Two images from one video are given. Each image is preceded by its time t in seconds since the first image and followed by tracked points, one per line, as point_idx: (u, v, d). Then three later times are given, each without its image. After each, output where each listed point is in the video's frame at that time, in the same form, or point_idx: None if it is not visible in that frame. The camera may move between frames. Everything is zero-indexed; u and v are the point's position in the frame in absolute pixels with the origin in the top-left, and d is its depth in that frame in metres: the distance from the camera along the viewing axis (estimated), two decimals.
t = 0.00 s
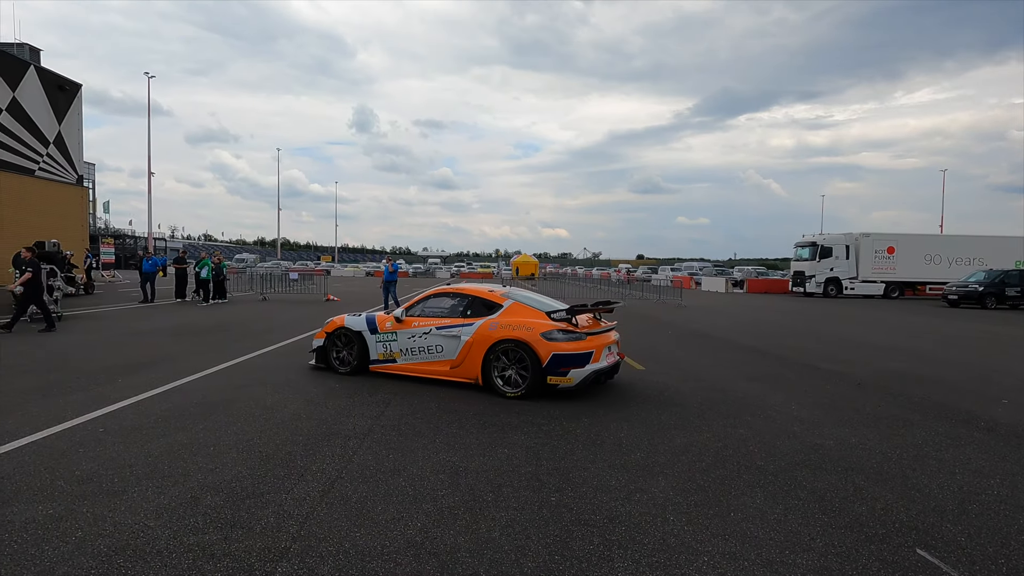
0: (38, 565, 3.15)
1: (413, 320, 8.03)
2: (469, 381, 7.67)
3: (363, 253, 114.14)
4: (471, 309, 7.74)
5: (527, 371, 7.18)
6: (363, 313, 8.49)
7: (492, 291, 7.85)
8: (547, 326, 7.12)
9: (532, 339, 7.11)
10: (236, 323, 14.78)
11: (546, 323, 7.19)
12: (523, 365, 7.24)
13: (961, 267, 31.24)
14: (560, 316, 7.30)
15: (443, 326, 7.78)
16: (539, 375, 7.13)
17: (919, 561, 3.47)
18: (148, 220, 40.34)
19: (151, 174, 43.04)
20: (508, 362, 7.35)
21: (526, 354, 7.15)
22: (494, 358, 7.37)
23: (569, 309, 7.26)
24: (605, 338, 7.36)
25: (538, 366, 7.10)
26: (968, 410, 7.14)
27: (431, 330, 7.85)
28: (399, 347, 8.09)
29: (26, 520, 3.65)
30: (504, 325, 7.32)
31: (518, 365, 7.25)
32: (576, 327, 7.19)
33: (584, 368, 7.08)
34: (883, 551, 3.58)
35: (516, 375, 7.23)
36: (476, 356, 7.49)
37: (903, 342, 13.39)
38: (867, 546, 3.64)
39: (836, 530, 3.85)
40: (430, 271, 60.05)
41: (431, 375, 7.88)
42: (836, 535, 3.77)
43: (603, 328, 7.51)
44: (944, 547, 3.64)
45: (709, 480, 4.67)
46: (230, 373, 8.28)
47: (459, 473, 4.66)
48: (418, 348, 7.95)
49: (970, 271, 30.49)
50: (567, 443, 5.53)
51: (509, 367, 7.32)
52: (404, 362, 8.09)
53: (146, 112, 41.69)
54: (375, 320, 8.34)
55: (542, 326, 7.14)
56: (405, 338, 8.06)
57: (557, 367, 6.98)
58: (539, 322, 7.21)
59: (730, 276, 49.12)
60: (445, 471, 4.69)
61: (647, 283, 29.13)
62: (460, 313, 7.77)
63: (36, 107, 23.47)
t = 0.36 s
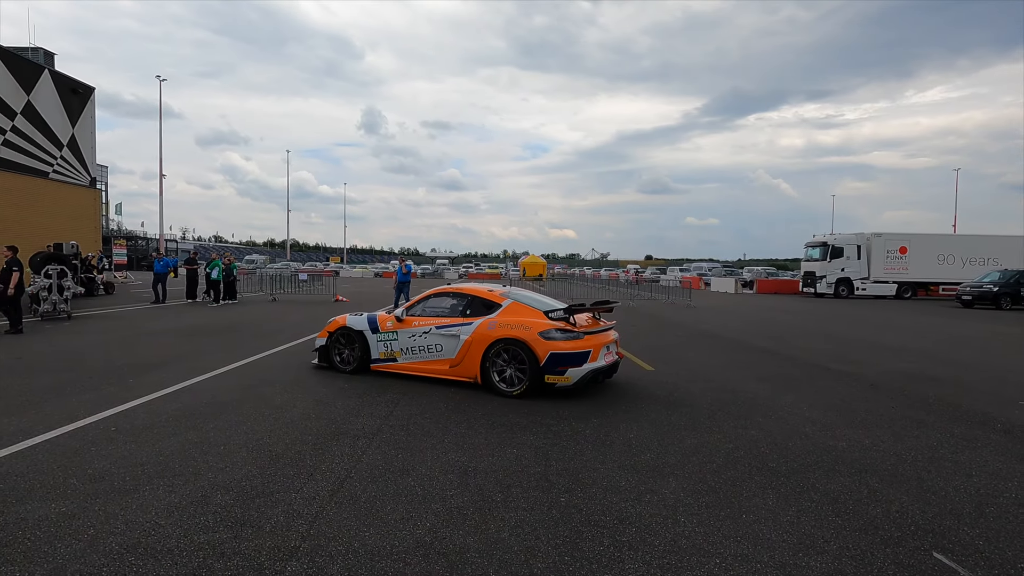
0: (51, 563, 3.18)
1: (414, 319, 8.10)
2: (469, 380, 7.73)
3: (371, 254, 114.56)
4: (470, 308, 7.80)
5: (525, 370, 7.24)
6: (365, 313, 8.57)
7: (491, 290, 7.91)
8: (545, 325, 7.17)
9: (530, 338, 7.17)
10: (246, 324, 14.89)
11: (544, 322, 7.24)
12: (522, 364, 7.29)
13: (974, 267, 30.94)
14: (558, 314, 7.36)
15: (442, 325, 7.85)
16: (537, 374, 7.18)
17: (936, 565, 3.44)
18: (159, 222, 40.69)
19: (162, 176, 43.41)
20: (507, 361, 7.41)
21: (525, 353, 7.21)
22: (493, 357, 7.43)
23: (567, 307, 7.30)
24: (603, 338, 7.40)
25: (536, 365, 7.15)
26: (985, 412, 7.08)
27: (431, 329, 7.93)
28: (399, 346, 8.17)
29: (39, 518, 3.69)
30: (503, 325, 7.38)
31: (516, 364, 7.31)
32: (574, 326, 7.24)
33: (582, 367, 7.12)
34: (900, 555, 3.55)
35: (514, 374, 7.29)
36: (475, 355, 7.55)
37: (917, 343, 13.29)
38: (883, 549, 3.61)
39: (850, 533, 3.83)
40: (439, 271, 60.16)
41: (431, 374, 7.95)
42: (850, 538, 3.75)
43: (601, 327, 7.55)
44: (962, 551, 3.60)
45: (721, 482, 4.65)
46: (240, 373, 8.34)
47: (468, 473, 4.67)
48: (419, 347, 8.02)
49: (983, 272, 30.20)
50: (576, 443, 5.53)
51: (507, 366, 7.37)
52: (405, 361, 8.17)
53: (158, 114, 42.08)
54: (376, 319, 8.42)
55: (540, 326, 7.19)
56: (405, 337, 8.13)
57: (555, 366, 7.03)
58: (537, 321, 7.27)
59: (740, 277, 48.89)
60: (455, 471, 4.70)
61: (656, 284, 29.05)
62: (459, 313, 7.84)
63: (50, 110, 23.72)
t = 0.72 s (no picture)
0: (61, 548, 3.22)
1: (412, 315, 8.17)
2: (467, 376, 7.78)
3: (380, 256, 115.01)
4: (468, 304, 7.86)
5: (522, 365, 7.29)
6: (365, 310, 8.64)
7: (489, 287, 7.97)
8: (542, 320, 7.20)
9: (526, 333, 7.22)
10: (256, 322, 15.02)
11: (540, 317, 7.29)
12: (518, 360, 7.34)
13: (987, 267, 30.61)
14: (554, 310, 7.42)
15: (441, 321, 7.91)
16: (534, 369, 7.23)
17: (948, 559, 3.40)
18: (171, 224, 41.09)
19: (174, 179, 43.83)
20: (503, 357, 7.45)
21: (521, 349, 7.25)
22: (490, 353, 7.49)
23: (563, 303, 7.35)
24: (600, 334, 7.43)
25: (532, 361, 7.20)
26: (998, 410, 7.01)
27: (430, 325, 7.99)
28: (399, 342, 8.23)
29: (50, 505, 3.74)
30: (500, 320, 7.43)
31: (513, 359, 7.35)
32: (570, 322, 7.28)
33: (578, 362, 7.16)
34: (911, 548, 3.52)
35: (510, 370, 7.34)
36: (473, 351, 7.61)
37: (930, 342, 13.16)
38: (894, 544, 3.58)
39: (860, 527, 3.80)
40: (448, 273, 60.30)
41: (429, 370, 8.01)
42: (860, 532, 3.72)
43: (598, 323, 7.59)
44: (974, 545, 3.57)
45: (728, 476, 4.64)
46: (249, 369, 8.40)
47: (474, 466, 4.68)
48: (418, 343, 8.08)
49: (997, 272, 29.88)
50: (583, 438, 5.52)
51: (504, 362, 7.42)
52: (404, 357, 8.23)
53: (170, 118, 42.54)
54: (376, 316, 8.49)
55: (536, 321, 7.24)
56: (404, 333, 8.20)
57: (551, 361, 7.07)
58: (533, 316, 7.32)
59: (749, 278, 48.64)
60: (461, 464, 4.71)
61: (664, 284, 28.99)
62: (457, 309, 7.90)
63: (64, 112, 24.04)
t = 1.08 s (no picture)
0: (69, 520, 3.27)
1: (412, 306, 8.31)
2: (465, 365, 7.90)
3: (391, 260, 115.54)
4: (467, 295, 7.99)
5: (518, 354, 7.42)
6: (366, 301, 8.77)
7: (487, 277, 8.11)
8: (538, 309, 7.34)
9: (523, 321, 7.36)
10: (267, 320, 15.15)
11: (537, 306, 7.44)
12: (515, 348, 7.47)
13: (1004, 268, 30.21)
14: (550, 299, 7.55)
15: (439, 311, 8.04)
16: (530, 357, 7.36)
17: (973, 538, 3.35)
18: (185, 227, 41.52)
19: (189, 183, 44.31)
20: (500, 345, 7.59)
21: (517, 337, 7.39)
22: (487, 341, 7.62)
23: (559, 292, 7.48)
24: (596, 323, 7.56)
25: (529, 349, 7.33)
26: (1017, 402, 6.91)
27: (428, 315, 8.11)
28: (398, 332, 8.36)
29: (58, 481, 3.78)
30: (498, 309, 7.58)
31: (509, 348, 7.49)
32: (567, 310, 7.41)
33: (573, 350, 7.29)
34: (934, 528, 3.48)
35: (507, 358, 7.47)
36: (471, 340, 7.74)
37: (948, 340, 13.01)
38: (917, 523, 3.54)
39: (880, 508, 3.76)
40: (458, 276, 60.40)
41: (428, 359, 8.13)
42: (880, 513, 3.69)
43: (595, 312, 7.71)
44: (998, 526, 3.52)
45: (743, 460, 4.61)
46: (260, 361, 8.46)
47: (483, 448, 4.69)
48: (416, 333, 8.20)
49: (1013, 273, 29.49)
50: (594, 425, 5.51)
51: (501, 350, 7.55)
52: (403, 347, 8.36)
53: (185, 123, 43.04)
54: (377, 307, 8.62)
55: (533, 310, 7.38)
56: (403, 324, 8.33)
57: (547, 349, 7.21)
58: (529, 305, 7.47)
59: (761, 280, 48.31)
60: (472, 447, 4.71)
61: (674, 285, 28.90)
62: (456, 299, 8.03)
63: (80, 116, 24.40)
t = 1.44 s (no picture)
0: (79, 483, 3.36)
1: (406, 294, 8.52)
2: (456, 351, 8.07)
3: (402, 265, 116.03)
4: (459, 282, 8.16)
5: (507, 339, 7.59)
6: (363, 292, 8.97)
7: (478, 265, 8.27)
8: (527, 295, 7.53)
9: (512, 307, 7.54)
10: (279, 317, 15.28)
11: (526, 292, 7.61)
12: (503, 334, 7.64)
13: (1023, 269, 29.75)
14: (539, 285, 7.70)
15: (433, 299, 8.25)
16: (519, 342, 7.53)
17: (999, 507, 3.33)
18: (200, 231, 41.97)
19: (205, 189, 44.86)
20: (490, 331, 7.75)
21: (507, 322, 7.56)
22: (477, 327, 7.78)
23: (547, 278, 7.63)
24: (585, 309, 7.71)
25: (518, 334, 7.50)
26: None
27: (422, 303, 8.32)
28: (392, 320, 8.56)
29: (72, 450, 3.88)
30: (488, 295, 7.76)
31: (498, 333, 7.66)
32: (556, 296, 7.59)
33: (562, 335, 7.46)
34: (958, 497, 3.46)
35: (496, 343, 7.64)
36: (462, 326, 7.91)
37: (969, 336, 12.83)
38: (941, 493, 3.51)
39: (901, 480, 3.74)
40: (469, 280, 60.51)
41: (421, 346, 8.33)
42: (901, 483, 3.67)
43: (585, 298, 7.87)
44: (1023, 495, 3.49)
45: (759, 437, 4.61)
46: (271, 351, 8.53)
47: (494, 425, 4.73)
48: (410, 321, 8.40)
49: None
50: (607, 405, 5.52)
51: (490, 336, 7.72)
52: (397, 335, 8.54)
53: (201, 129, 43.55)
54: (372, 296, 8.82)
55: (522, 296, 7.56)
56: (398, 312, 8.53)
57: (536, 334, 7.38)
58: (518, 291, 7.65)
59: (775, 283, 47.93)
60: (484, 424, 4.75)
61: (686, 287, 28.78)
62: (449, 287, 8.22)
63: (98, 120, 24.82)
